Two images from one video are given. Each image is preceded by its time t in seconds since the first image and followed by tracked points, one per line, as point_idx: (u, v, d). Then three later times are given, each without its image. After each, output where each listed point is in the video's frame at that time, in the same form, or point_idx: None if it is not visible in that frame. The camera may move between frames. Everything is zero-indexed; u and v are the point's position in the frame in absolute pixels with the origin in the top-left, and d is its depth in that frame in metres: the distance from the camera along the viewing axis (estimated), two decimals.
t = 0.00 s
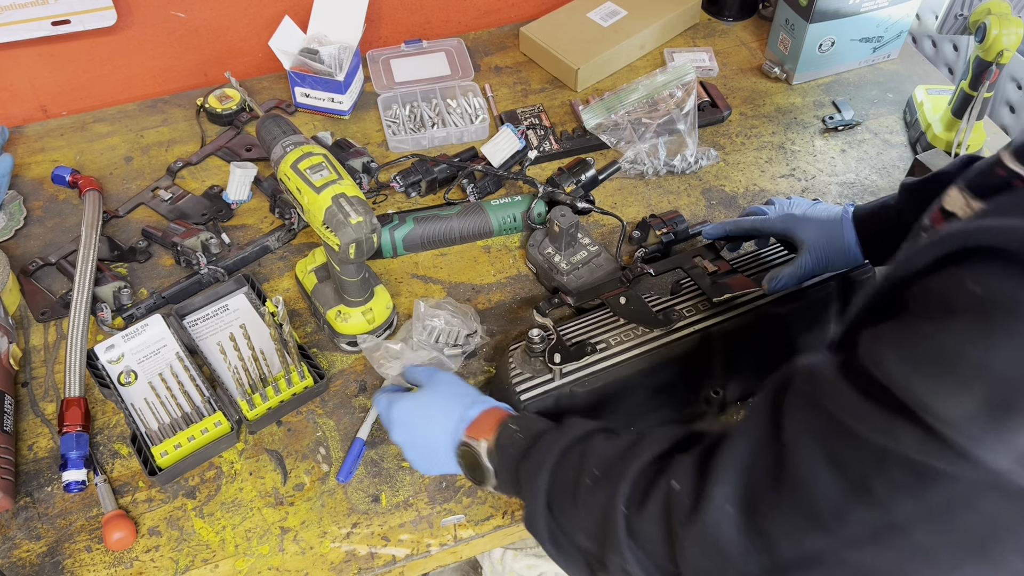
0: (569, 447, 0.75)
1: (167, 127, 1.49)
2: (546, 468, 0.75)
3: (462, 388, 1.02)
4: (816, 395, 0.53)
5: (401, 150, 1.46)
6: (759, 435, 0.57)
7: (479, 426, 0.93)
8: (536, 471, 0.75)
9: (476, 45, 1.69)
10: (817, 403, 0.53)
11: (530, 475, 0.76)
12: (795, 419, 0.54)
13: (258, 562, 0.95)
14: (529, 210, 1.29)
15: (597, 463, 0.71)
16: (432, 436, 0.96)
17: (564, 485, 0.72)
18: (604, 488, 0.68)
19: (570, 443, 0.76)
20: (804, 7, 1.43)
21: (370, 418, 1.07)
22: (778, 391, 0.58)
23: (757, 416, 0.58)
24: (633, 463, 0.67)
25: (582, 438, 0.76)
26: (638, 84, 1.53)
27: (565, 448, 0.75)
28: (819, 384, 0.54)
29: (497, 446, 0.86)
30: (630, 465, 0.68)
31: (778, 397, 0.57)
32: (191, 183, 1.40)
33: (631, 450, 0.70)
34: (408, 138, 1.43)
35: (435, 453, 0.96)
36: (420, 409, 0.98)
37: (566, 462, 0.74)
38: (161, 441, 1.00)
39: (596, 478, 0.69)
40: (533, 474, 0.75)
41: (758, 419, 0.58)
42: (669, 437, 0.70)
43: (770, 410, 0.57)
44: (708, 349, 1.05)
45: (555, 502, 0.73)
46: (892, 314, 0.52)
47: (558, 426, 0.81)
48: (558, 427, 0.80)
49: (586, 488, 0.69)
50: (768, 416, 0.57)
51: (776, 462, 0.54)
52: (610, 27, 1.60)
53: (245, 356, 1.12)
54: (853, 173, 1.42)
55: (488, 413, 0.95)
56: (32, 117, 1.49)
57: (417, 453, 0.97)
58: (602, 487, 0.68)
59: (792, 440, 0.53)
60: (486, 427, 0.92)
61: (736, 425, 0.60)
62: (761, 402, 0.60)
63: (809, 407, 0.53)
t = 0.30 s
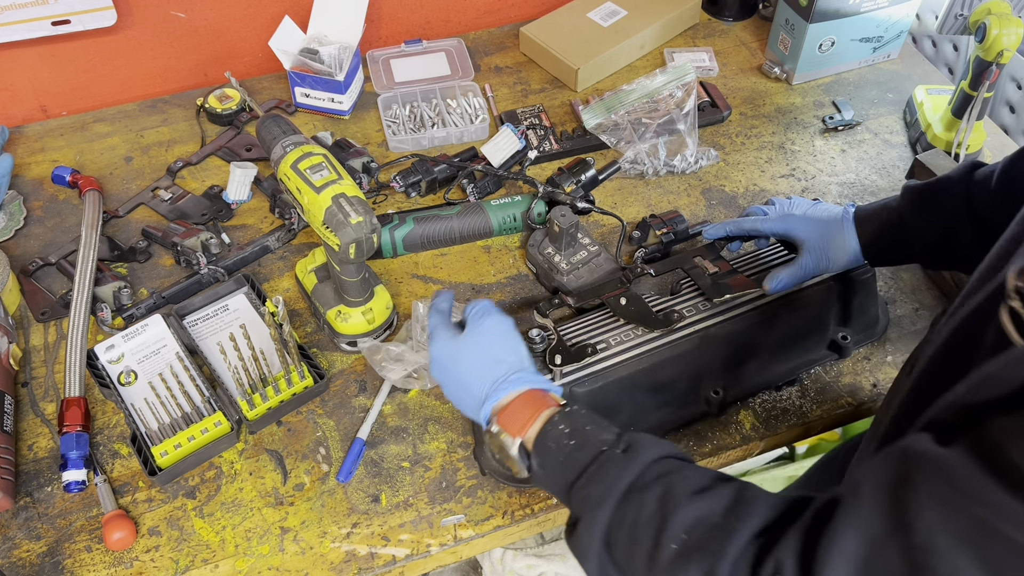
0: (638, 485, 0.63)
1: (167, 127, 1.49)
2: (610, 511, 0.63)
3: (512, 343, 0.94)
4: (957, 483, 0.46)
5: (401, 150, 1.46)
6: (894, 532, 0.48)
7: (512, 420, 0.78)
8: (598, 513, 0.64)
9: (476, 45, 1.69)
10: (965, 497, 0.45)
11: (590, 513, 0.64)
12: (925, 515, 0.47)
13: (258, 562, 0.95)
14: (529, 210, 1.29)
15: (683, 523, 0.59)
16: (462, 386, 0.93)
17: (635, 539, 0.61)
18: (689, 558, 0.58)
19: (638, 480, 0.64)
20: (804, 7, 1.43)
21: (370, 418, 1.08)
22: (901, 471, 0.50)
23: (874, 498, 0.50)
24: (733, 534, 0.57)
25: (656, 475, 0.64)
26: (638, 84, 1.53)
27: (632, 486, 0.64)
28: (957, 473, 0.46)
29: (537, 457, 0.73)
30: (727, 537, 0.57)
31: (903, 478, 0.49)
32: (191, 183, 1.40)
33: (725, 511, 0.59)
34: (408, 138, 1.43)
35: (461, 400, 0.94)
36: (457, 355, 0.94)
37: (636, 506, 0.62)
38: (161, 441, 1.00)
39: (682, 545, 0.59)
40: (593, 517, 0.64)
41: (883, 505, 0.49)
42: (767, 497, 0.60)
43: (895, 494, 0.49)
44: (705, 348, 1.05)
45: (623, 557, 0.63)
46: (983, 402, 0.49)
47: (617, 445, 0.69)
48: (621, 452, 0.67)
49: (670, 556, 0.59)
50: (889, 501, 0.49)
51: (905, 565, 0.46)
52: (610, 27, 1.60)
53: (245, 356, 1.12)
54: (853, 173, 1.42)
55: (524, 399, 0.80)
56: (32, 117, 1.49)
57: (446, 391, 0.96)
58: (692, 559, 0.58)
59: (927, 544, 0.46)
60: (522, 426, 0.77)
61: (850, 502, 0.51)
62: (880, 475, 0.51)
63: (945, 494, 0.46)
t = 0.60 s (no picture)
0: (729, 422, 0.56)
1: (168, 127, 1.49)
2: (686, 437, 0.57)
3: (598, 212, 0.86)
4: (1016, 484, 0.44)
5: (401, 150, 1.46)
6: (959, 531, 0.45)
7: (592, 284, 0.70)
8: (670, 436, 0.57)
9: (477, 45, 1.69)
10: None
11: (658, 432, 0.58)
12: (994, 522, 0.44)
13: (258, 562, 0.95)
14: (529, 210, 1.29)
15: (771, 476, 0.54)
16: (530, 227, 0.85)
17: (706, 478, 0.55)
18: (771, 517, 0.52)
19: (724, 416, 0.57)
20: (804, 7, 1.43)
21: (370, 418, 1.08)
22: (986, 467, 0.46)
23: (928, 493, 0.48)
24: (825, 501, 0.51)
25: (746, 415, 0.57)
26: (637, 84, 1.54)
27: (720, 416, 0.57)
28: (1011, 461, 0.45)
29: (600, 340, 0.66)
30: (823, 505, 0.51)
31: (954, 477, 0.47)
32: (191, 183, 1.40)
33: (816, 480, 0.53)
34: (408, 138, 1.44)
35: (517, 239, 0.87)
36: (534, 195, 0.86)
37: (718, 440, 0.56)
38: (161, 441, 1.00)
39: (765, 498, 0.53)
40: (665, 440, 0.57)
41: (942, 502, 0.47)
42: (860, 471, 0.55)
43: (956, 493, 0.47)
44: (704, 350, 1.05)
45: (677, 489, 0.56)
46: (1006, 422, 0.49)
47: (708, 363, 0.61)
48: (712, 374, 0.60)
49: (744, 505, 0.53)
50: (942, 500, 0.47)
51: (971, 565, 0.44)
52: (610, 27, 1.60)
53: (245, 356, 1.12)
54: (853, 173, 1.42)
55: (612, 271, 0.72)
56: (32, 117, 1.49)
57: (500, 230, 0.90)
58: (772, 517, 0.52)
59: (1004, 547, 0.43)
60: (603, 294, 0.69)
61: (908, 494, 0.49)
62: (932, 473, 0.49)
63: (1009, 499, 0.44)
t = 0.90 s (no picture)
0: (663, 428, 0.61)
1: (167, 127, 1.49)
2: (630, 456, 0.60)
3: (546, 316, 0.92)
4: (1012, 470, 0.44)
5: (400, 150, 1.45)
6: (950, 518, 0.46)
7: (538, 362, 0.76)
8: (618, 455, 0.60)
9: (477, 45, 1.69)
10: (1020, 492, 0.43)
11: (607, 457, 0.61)
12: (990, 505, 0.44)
13: (258, 562, 0.95)
14: (529, 210, 1.29)
15: (703, 468, 0.58)
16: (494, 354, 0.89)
17: (652, 482, 0.59)
18: (706, 499, 0.57)
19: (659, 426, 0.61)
20: (804, 7, 1.43)
21: (370, 418, 1.08)
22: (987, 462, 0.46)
23: (923, 484, 0.49)
24: (755, 482, 0.56)
25: (670, 425, 0.61)
26: (638, 84, 1.53)
27: (654, 432, 0.61)
28: (1006, 452, 0.45)
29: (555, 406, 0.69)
30: (748, 484, 0.56)
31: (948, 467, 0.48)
32: (191, 183, 1.40)
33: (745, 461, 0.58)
34: (408, 138, 1.43)
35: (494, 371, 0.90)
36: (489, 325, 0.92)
37: (659, 452, 0.60)
38: (161, 441, 1.00)
39: (700, 484, 0.57)
40: (612, 458, 0.60)
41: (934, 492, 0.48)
42: (798, 458, 0.59)
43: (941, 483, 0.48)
44: (704, 350, 1.05)
45: (633, 498, 0.60)
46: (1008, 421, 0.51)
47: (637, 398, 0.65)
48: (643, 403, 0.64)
49: (688, 497, 0.57)
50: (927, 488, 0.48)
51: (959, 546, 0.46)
52: (610, 27, 1.59)
53: (245, 356, 1.12)
54: (854, 173, 1.42)
55: (554, 349, 0.78)
56: (32, 117, 1.48)
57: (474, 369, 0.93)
58: (710, 503, 0.56)
59: (997, 532, 0.44)
60: (551, 366, 0.74)
61: (903, 484, 0.50)
62: (928, 468, 0.49)
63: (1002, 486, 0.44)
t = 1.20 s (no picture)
0: (797, 519, 0.64)
1: (167, 127, 1.49)
2: (763, 540, 0.64)
3: (721, 357, 0.88)
4: None
5: (401, 150, 1.45)
6: None
7: (692, 412, 0.80)
8: (750, 535, 0.64)
9: (477, 45, 1.69)
10: None
11: (739, 536, 0.65)
12: None
13: (258, 562, 0.95)
14: (529, 210, 1.29)
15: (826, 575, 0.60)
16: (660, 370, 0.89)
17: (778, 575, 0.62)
18: None
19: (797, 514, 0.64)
20: (804, 7, 1.43)
21: (370, 418, 1.08)
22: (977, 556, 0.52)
23: None
24: None
25: (817, 518, 0.64)
26: (638, 84, 1.54)
27: (792, 520, 0.64)
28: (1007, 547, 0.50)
29: (697, 463, 0.73)
30: None
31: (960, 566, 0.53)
32: (191, 183, 1.40)
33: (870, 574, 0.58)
34: (408, 138, 1.44)
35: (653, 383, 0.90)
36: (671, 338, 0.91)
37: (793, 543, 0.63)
38: (161, 441, 1.00)
39: None
40: (743, 540, 0.64)
41: None
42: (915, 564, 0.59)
43: None
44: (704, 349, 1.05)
45: None
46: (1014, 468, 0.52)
47: (784, 476, 0.68)
48: (788, 484, 0.67)
49: None
50: None
51: None
52: (610, 27, 1.60)
53: (245, 356, 1.12)
54: (853, 173, 1.42)
55: (712, 403, 0.80)
56: (32, 117, 1.49)
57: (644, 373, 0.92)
58: None
59: None
60: (700, 421, 0.78)
61: None
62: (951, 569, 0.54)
63: None
